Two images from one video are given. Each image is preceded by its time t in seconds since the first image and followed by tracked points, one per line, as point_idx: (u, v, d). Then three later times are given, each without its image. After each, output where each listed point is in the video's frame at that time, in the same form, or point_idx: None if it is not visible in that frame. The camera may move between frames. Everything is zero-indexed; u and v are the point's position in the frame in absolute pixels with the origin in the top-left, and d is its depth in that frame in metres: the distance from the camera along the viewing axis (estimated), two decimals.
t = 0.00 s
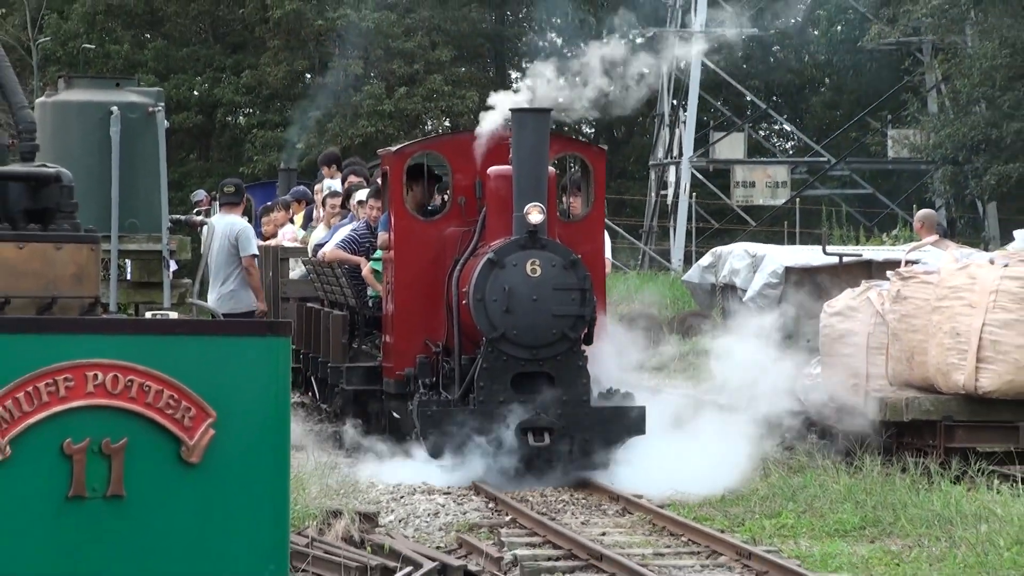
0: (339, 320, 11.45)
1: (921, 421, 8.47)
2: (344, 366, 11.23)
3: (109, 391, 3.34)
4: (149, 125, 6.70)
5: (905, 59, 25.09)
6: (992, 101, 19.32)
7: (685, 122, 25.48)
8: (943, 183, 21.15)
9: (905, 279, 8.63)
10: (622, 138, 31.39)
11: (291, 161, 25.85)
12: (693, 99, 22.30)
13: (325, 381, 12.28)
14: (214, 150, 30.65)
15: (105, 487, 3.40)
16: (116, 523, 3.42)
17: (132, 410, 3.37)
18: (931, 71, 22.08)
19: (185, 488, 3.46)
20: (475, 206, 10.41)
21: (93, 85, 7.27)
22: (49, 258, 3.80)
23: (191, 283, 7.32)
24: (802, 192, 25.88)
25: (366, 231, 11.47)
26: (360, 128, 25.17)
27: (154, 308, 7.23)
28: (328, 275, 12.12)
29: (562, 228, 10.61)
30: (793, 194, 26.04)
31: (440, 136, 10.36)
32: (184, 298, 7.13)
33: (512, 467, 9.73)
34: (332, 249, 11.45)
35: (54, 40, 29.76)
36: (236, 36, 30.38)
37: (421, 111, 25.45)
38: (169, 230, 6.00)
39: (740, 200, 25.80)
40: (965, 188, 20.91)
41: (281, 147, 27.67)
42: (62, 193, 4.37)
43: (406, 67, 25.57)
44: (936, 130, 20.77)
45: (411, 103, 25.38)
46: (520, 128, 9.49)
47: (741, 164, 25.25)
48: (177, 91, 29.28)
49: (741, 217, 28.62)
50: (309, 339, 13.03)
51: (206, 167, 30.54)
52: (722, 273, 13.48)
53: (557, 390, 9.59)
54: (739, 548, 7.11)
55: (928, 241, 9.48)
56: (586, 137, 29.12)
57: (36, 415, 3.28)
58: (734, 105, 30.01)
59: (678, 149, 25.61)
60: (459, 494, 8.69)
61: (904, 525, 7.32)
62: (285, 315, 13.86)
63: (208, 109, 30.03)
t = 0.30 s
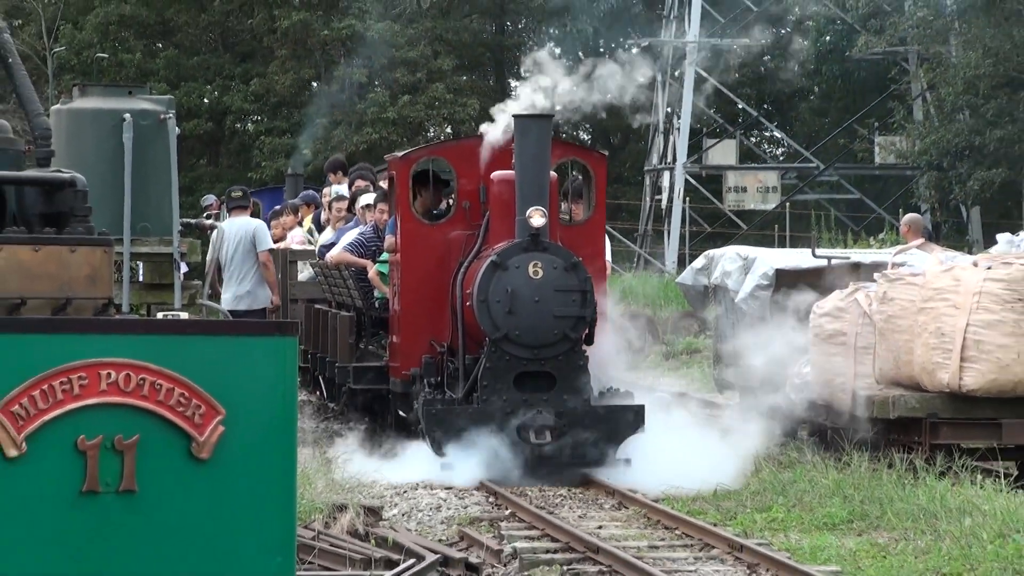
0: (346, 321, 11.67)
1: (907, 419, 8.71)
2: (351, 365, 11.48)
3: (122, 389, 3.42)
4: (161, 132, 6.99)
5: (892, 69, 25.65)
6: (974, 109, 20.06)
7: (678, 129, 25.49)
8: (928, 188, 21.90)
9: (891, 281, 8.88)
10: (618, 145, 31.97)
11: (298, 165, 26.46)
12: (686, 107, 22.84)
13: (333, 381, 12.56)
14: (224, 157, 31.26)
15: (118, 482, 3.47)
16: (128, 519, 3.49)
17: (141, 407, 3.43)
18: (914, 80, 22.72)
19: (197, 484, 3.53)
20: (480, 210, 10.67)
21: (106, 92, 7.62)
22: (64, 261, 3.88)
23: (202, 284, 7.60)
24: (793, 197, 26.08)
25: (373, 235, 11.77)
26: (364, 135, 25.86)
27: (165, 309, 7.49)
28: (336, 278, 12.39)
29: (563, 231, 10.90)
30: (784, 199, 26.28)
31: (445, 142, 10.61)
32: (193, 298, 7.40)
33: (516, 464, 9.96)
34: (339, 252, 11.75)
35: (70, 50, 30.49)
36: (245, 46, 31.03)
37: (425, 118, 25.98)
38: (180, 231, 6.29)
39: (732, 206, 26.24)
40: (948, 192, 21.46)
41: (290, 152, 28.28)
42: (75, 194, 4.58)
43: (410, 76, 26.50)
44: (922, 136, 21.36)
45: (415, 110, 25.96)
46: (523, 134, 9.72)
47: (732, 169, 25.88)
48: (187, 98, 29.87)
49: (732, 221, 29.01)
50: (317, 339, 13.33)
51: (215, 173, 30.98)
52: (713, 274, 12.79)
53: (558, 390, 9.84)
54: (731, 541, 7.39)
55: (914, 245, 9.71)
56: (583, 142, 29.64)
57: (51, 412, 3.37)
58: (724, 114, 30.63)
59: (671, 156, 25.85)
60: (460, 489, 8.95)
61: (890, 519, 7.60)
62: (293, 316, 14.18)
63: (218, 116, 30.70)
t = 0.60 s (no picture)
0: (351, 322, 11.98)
1: (892, 417, 8.96)
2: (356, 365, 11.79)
3: (131, 389, 3.45)
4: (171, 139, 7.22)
5: (876, 80, 26.11)
6: (957, 117, 20.18)
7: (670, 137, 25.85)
8: (911, 194, 22.02)
9: (876, 284, 9.15)
10: (612, 152, 32.40)
11: (301, 173, 26.79)
12: (678, 115, 23.22)
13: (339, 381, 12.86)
14: (230, 163, 31.74)
15: (127, 478, 3.49)
16: (136, 513, 3.50)
17: (152, 407, 3.47)
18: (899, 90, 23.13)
19: (201, 480, 3.55)
20: (481, 215, 10.95)
21: (116, 101, 7.84)
22: (74, 264, 3.82)
23: (210, 286, 7.85)
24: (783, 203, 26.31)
25: (376, 239, 11.98)
26: (366, 143, 26.09)
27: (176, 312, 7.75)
28: (341, 281, 12.66)
29: (563, 236, 11.19)
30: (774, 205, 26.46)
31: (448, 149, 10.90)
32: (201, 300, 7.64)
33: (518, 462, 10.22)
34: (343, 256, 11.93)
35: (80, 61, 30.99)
36: (251, 56, 31.40)
37: (425, 126, 26.48)
38: (189, 238, 6.54)
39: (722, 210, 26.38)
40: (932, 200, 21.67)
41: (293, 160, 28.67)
42: (85, 200, 4.36)
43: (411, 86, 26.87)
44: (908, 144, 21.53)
45: (416, 119, 26.36)
46: (524, 140, 9.99)
47: (723, 176, 26.10)
48: (194, 107, 30.27)
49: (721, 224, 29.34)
50: (321, 341, 13.60)
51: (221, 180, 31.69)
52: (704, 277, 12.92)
53: (558, 390, 10.08)
54: (721, 535, 7.67)
55: (898, 249, 9.98)
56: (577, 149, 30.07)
57: (63, 411, 3.41)
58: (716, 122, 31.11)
59: (663, 162, 26.16)
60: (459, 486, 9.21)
61: (875, 513, 7.88)
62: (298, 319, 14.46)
63: (225, 125, 31.06)
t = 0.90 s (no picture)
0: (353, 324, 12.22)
1: (874, 415, 9.22)
2: (357, 366, 12.02)
3: (138, 387, 3.63)
4: (176, 146, 7.48)
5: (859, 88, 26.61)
6: (937, 125, 20.89)
7: (662, 143, 26.20)
8: (894, 199, 22.91)
9: (859, 286, 9.42)
10: (605, 158, 32.79)
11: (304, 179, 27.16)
12: (669, 121, 23.59)
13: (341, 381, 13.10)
14: (235, 169, 32.15)
15: (134, 475, 3.68)
16: (140, 508, 3.69)
17: (157, 405, 3.65)
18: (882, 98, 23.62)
19: (204, 476, 3.74)
20: (481, 219, 11.24)
21: (124, 108, 8.10)
22: (83, 266, 4.06)
23: (215, 288, 8.11)
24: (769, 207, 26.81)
25: (378, 242, 12.23)
26: (365, 150, 26.53)
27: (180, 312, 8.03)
28: (343, 283, 12.92)
29: (560, 240, 11.47)
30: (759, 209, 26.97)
31: (449, 155, 11.17)
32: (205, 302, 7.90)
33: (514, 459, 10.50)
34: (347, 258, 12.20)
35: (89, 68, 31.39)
36: (254, 65, 31.77)
37: (422, 133, 26.87)
38: (194, 243, 6.80)
39: (710, 216, 26.66)
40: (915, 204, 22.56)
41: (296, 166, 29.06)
42: (94, 205, 4.54)
43: (409, 95, 27.44)
44: (886, 150, 22.49)
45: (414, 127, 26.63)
46: (523, 146, 10.24)
47: (711, 181, 26.46)
48: (201, 114, 30.64)
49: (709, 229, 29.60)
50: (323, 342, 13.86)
51: (228, 186, 31.72)
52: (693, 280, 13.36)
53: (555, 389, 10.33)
54: (710, 530, 7.95)
55: (881, 253, 10.22)
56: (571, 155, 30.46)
57: (72, 409, 3.58)
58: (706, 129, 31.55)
59: (654, 168, 26.51)
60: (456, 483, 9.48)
61: (858, 508, 8.16)
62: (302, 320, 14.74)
63: (229, 132, 31.42)
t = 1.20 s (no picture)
0: (353, 323, 12.51)
1: (856, 411, 9.47)
2: (358, 364, 12.25)
3: (143, 383, 3.80)
4: (179, 149, 7.74)
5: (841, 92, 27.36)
6: (917, 130, 22.00)
7: (650, 147, 26.61)
8: (875, 203, 23.62)
9: (841, 286, 9.68)
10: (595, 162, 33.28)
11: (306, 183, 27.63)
12: (656, 125, 23.96)
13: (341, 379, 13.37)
14: (236, 173, 32.61)
15: (139, 468, 3.86)
16: (147, 498, 3.88)
17: (162, 401, 3.83)
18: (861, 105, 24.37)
19: (209, 468, 3.92)
20: (478, 220, 11.51)
21: (129, 114, 8.39)
22: (89, 267, 4.18)
23: (217, 288, 8.39)
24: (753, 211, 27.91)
25: (378, 244, 12.52)
26: (363, 154, 26.78)
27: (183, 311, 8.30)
28: (343, 283, 13.23)
29: (555, 240, 11.73)
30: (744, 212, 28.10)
31: (447, 157, 11.43)
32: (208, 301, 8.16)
33: (510, 457, 10.75)
34: (347, 260, 12.49)
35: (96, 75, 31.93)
36: (255, 72, 32.12)
37: (418, 138, 27.11)
38: (196, 243, 7.07)
39: (697, 219, 27.71)
40: (894, 209, 23.22)
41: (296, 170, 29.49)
42: (101, 207, 4.70)
43: (405, 100, 27.80)
44: (868, 156, 23.23)
45: (410, 131, 26.96)
46: (519, 149, 10.49)
47: (698, 185, 27.24)
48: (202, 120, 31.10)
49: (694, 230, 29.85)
50: (324, 341, 14.15)
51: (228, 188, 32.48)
52: (682, 280, 14.36)
53: (550, 388, 10.59)
54: (696, 522, 8.23)
55: (862, 253, 10.48)
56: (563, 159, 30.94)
57: (79, 405, 3.76)
58: (692, 134, 32.08)
59: (642, 172, 26.93)
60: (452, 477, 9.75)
61: (839, 501, 8.44)
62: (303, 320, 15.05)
63: (231, 137, 31.85)
